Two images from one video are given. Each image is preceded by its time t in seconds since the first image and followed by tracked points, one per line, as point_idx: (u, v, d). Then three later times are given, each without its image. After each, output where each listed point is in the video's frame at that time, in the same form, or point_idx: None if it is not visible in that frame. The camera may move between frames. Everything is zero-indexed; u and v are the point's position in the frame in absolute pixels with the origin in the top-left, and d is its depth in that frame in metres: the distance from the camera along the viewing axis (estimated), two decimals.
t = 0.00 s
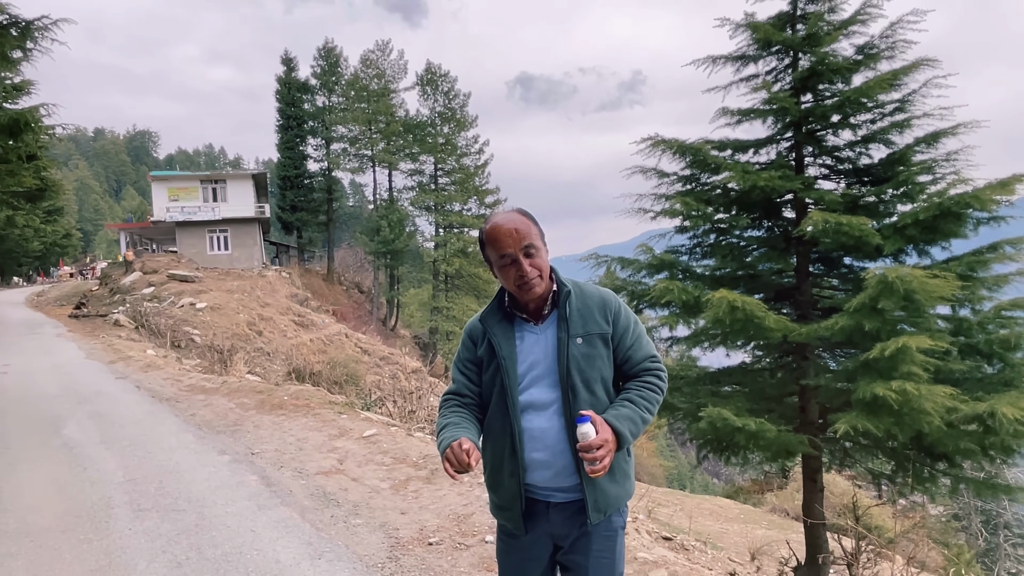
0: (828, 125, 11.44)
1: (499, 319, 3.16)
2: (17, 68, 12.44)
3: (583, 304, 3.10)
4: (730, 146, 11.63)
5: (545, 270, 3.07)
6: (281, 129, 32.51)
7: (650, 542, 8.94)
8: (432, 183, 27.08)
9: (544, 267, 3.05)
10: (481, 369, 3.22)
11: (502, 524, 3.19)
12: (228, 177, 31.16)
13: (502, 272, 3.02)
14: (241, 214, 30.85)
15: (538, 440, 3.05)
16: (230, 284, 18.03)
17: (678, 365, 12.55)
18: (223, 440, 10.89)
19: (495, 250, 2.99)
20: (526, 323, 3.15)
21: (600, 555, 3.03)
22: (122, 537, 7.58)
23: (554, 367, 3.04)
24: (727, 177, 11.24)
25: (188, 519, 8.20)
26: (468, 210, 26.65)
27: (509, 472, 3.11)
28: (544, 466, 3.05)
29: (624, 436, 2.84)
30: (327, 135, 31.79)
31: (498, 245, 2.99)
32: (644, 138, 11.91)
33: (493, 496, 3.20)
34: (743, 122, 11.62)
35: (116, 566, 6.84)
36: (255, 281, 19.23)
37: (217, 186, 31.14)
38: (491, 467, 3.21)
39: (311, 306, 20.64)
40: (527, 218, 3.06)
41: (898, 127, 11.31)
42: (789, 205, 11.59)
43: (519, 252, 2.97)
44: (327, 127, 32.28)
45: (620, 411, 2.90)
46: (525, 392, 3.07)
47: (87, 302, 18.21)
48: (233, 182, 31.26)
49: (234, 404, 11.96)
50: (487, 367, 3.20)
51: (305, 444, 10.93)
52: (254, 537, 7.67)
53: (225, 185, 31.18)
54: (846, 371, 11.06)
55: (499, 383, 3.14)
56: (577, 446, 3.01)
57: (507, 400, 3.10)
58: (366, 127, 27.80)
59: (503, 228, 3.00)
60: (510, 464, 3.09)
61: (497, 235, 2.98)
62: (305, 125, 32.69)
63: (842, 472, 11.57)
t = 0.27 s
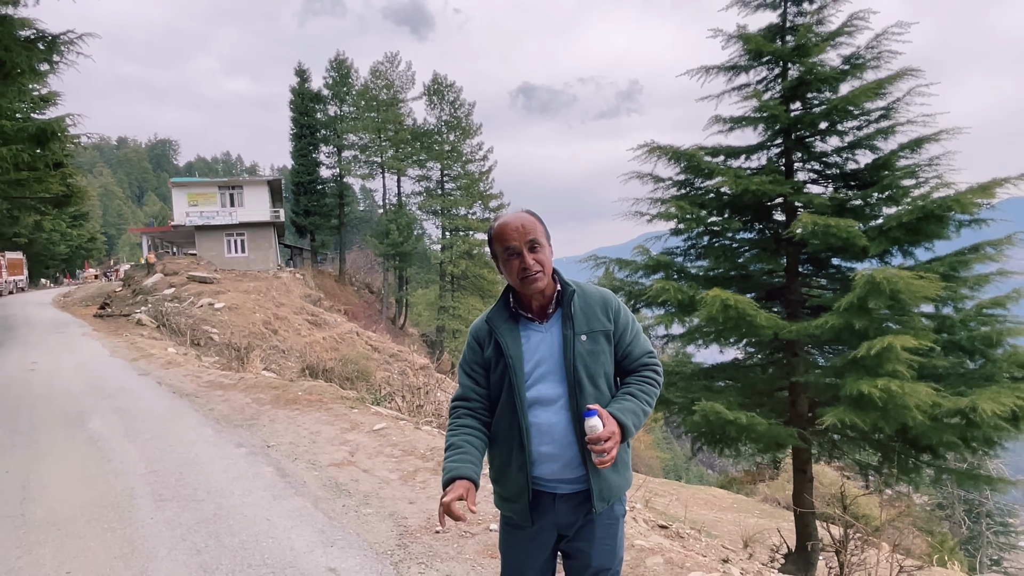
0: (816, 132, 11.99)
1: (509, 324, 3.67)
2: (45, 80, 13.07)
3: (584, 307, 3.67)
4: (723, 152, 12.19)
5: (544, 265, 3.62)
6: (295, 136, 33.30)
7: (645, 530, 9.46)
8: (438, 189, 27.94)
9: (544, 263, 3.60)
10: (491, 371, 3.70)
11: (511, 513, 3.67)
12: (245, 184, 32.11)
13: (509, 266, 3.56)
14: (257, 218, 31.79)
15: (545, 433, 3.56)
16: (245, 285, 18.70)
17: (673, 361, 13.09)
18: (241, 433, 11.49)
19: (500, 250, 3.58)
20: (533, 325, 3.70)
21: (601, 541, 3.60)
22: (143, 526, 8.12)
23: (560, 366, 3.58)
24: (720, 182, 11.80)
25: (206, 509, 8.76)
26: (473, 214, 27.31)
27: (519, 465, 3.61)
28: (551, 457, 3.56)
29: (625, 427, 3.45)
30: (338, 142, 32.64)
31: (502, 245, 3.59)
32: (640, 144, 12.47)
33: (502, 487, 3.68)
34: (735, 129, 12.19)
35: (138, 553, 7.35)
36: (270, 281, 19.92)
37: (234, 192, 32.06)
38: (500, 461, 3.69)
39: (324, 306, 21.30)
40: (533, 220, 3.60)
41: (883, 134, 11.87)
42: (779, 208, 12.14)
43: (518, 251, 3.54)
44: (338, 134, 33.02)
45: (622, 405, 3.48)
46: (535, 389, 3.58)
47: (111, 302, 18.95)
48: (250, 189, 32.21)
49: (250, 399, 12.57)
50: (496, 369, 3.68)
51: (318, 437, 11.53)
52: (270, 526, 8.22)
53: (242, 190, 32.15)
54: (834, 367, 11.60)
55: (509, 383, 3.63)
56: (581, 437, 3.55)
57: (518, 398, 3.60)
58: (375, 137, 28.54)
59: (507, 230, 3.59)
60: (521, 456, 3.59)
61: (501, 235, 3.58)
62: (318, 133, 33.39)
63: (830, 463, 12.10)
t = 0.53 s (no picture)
0: (815, 134, 12.13)
1: (508, 316, 3.47)
2: (55, 85, 13.27)
3: (587, 301, 3.47)
4: (722, 154, 12.33)
5: (551, 263, 3.47)
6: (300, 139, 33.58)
7: (647, 530, 9.61)
8: (441, 190, 28.14)
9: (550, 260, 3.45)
10: (489, 363, 3.49)
11: (508, 512, 3.41)
12: (251, 186, 32.50)
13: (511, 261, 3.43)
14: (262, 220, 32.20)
15: (545, 429, 3.34)
16: (251, 286, 18.93)
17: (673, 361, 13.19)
18: (247, 433, 11.67)
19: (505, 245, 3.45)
20: (534, 319, 3.47)
21: (602, 541, 3.35)
22: (152, 523, 8.30)
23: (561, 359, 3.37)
24: (720, 183, 11.95)
25: (214, 506, 8.95)
26: (476, 216, 27.49)
27: (517, 462, 3.37)
28: (550, 455, 3.33)
29: (627, 424, 3.22)
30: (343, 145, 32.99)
31: (507, 241, 3.45)
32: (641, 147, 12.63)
33: (499, 486, 3.44)
34: (734, 131, 12.33)
35: (147, 550, 7.52)
36: (275, 282, 20.16)
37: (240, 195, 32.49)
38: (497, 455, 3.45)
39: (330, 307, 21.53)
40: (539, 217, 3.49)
41: (880, 136, 12.02)
42: (779, 210, 12.29)
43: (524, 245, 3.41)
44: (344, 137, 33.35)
45: (625, 402, 3.26)
46: (534, 385, 3.37)
47: (119, 304, 19.19)
48: (256, 192, 32.59)
49: (257, 399, 12.76)
50: (495, 361, 3.47)
51: (323, 437, 11.70)
52: (276, 523, 8.39)
53: (248, 193, 32.58)
54: (833, 366, 11.72)
55: (507, 376, 3.42)
56: (582, 435, 3.33)
57: (517, 393, 3.38)
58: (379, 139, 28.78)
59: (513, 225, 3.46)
60: (520, 453, 3.35)
61: (506, 231, 3.45)
62: (323, 136, 33.69)
63: (829, 462, 12.21)
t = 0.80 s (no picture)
0: (836, 125, 11.39)
1: (504, 317, 3.31)
2: (28, 74, 12.51)
3: (588, 304, 3.30)
4: (737, 147, 11.59)
5: (546, 266, 3.25)
6: (288, 132, 33.06)
7: (656, 543, 8.66)
8: (439, 185, 27.37)
9: (546, 261, 3.25)
10: (482, 365, 3.31)
11: (500, 524, 3.27)
12: (236, 182, 31.90)
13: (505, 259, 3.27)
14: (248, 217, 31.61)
15: (540, 437, 3.19)
16: (238, 288, 18.16)
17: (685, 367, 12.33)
18: (233, 443, 10.92)
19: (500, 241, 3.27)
20: (532, 323, 3.31)
21: (602, 555, 3.22)
22: (133, 539, 7.55)
23: (559, 365, 3.21)
24: (735, 178, 11.20)
25: (199, 521, 8.18)
26: (475, 212, 26.75)
27: (510, 472, 3.22)
28: (545, 465, 3.19)
29: (626, 434, 3.04)
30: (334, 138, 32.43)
31: (503, 237, 3.27)
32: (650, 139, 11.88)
33: (491, 496, 3.29)
34: (750, 122, 11.60)
35: (125, 568, 6.78)
36: (263, 284, 19.41)
37: (225, 191, 31.91)
38: (488, 463, 3.29)
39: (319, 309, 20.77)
40: (543, 216, 3.31)
41: (906, 126, 11.28)
42: (797, 205, 11.51)
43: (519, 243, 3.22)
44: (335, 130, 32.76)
45: (624, 411, 3.11)
46: (530, 391, 3.21)
47: (95, 307, 18.31)
48: (241, 186, 31.88)
49: (243, 407, 12.01)
50: (488, 364, 3.29)
51: (313, 447, 10.96)
52: (265, 538, 7.65)
53: (233, 189, 31.97)
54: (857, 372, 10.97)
55: (501, 381, 3.25)
56: (580, 444, 3.17)
57: (511, 398, 3.21)
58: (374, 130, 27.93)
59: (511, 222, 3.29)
60: (513, 461, 3.19)
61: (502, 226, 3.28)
62: (312, 129, 33.23)
63: (851, 473, 11.48)
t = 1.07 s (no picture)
0: (866, 110, 10.44)
1: (488, 315, 2.94)
2: None
3: (581, 306, 2.93)
4: (758, 134, 10.63)
5: (524, 268, 2.88)
6: (270, 122, 31.68)
7: (672, 569, 7.53)
8: (432, 177, 26.36)
9: (524, 265, 2.88)
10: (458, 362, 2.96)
11: (480, 543, 2.91)
12: (213, 174, 30.42)
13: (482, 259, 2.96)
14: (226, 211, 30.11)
15: (521, 449, 2.83)
16: (215, 290, 17.12)
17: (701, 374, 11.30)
18: (209, 458, 9.92)
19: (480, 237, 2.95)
20: (519, 324, 2.94)
21: None
22: (102, 562, 6.65)
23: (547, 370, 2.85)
24: (756, 168, 10.24)
25: (173, 542, 7.23)
26: (472, 206, 25.78)
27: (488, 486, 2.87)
28: (528, 479, 2.83)
29: (618, 449, 2.68)
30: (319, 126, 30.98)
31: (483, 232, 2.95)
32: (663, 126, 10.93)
33: (469, 512, 2.93)
34: (772, 108, 10.65)
35: None
36: (242, 286, 18.36)
37: (201, 183, 30.40)
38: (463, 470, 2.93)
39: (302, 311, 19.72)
40: (528, 210, 2.91)
41: (943, 111, 10.35)
42: (824, 198, 10.55)
43: (496, 242, 2.88)
44: (320, 118, 31.40)
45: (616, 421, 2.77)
46: (513, 398, 2.85)
47: (59, 310, 17.12)
48: (220, 178, 30.44)
49: (220, 419, 11.01)
50: (466, 361, 2.92)
51: (297, 462, 9.97)
52: (244, 562, 6.72)
53: (210, 181, 30.47)
54: (889, 380, 10.00)
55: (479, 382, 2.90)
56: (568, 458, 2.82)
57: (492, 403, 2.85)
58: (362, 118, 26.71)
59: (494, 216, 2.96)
60: (493, 471, 2.83)
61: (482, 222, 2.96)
62: (296, 117, 31.81)
63: (883, 490, 10.54)
